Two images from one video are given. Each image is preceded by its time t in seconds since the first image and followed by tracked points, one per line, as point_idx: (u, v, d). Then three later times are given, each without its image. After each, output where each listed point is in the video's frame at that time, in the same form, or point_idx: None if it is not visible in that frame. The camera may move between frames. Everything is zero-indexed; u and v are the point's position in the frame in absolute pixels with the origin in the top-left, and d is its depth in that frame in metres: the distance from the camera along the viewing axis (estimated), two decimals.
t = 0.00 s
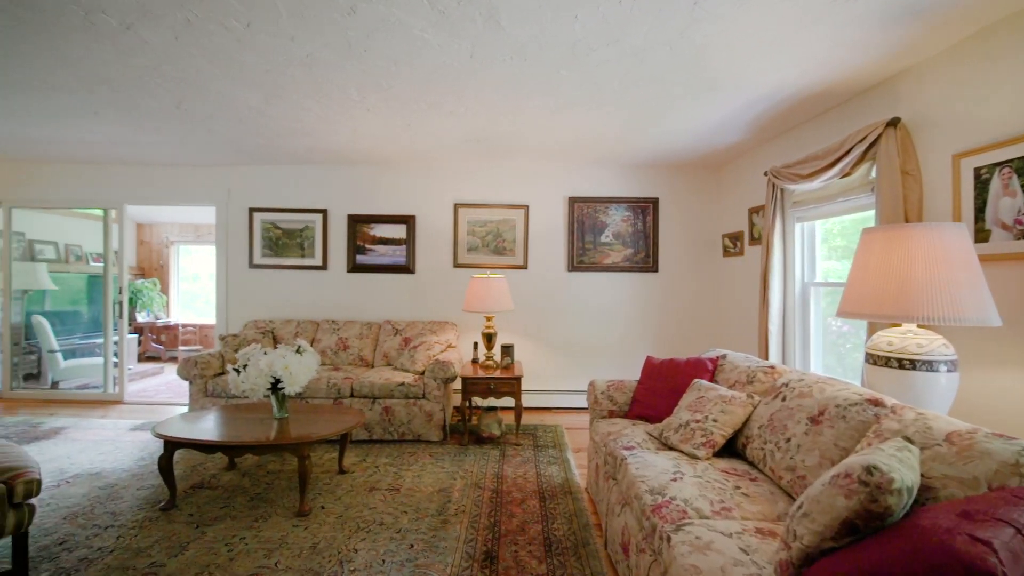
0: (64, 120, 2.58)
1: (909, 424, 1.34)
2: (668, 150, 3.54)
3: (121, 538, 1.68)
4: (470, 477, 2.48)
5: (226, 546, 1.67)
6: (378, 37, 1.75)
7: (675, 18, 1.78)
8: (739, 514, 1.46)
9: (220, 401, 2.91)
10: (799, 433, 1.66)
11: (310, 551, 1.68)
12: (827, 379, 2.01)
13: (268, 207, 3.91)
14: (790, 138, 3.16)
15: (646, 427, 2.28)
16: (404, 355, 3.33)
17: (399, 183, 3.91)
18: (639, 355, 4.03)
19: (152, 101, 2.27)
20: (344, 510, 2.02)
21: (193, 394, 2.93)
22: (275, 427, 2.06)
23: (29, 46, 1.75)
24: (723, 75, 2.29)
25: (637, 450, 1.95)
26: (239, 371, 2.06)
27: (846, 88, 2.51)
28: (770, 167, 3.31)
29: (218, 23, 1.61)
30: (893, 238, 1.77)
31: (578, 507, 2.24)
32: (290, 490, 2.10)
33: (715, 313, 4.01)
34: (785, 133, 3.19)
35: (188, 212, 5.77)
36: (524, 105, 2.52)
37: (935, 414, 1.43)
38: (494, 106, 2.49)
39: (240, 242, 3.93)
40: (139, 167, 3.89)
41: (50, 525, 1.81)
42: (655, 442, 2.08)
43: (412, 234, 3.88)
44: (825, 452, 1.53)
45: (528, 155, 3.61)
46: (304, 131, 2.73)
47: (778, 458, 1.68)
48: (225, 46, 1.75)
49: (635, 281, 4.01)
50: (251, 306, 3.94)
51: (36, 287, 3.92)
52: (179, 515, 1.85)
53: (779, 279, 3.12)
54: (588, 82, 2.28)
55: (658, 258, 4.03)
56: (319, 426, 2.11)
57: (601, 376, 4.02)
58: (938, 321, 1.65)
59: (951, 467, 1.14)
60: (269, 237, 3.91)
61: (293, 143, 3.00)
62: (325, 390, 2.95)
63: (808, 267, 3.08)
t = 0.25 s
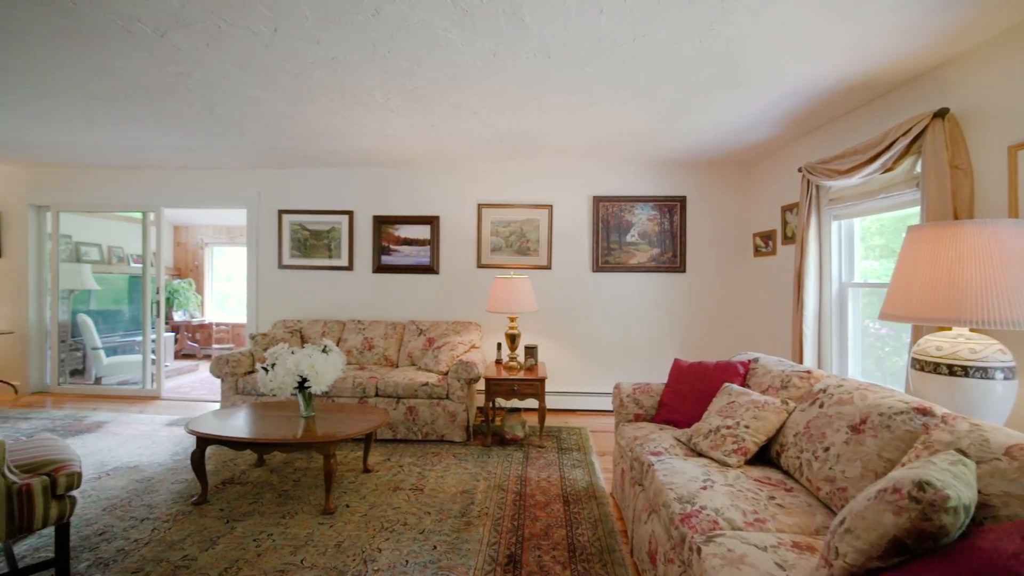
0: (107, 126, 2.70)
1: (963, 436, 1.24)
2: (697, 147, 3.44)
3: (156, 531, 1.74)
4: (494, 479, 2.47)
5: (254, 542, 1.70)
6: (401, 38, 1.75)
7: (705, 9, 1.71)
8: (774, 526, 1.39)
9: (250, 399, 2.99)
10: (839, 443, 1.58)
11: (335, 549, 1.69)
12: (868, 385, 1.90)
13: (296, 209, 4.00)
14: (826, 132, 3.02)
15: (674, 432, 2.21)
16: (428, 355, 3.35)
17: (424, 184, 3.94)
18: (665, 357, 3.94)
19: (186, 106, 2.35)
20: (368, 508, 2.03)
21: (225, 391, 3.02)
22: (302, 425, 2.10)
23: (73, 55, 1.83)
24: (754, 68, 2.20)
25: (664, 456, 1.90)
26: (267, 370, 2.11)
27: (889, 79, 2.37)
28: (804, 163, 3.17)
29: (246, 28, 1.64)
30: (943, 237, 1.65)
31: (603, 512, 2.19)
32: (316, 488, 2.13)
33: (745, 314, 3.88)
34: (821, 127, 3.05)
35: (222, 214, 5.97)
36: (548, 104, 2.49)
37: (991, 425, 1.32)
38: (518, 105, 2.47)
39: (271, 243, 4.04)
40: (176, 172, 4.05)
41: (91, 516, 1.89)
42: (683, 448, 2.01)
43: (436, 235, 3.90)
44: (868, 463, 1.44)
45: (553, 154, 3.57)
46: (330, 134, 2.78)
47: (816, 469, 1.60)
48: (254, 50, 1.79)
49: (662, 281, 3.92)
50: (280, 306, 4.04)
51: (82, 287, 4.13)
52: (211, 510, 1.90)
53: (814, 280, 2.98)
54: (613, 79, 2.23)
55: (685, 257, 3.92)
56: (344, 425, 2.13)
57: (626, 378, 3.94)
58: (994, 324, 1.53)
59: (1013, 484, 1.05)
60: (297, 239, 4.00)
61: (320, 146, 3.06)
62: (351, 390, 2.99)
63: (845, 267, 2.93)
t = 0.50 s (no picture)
0: (146, 133, 2.82)
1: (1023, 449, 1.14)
2: (726, 144, 3.33)
3: (189, 524, 1.80)
4: (517, 481, 2.45)
5: (281, 538, 1.73)
6: (424, 38, 1.75)
7: None
8: (812, 539, 1.32)
9: (279, 396, 3.07)
10: (881, 452, 1.49)
11: (359, 548, 1.71)
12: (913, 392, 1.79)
13: (323, 211, 4.08)
14: (865, 125, 2.87)
15: (703, 437, 2.14)
16: (451, 355, 3.36)
17: (447, 184, 3.96)
18: (693, 360, 3.84)
19: (218, 111, 2.43)
20: (392, 507, 2.05)
21: (255, 389, 3.10)
22: (328, 423, 2.13)
23: (113, 64, 1.91)
24: (788, 59, 2.11)
25: (693, 462, 1.84)
26: (294, 369, 2.15)
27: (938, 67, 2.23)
28: (842, 157, 3.03)
29: (274, 33, 1.67)
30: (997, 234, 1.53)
31: (629, 517, 2.14)
32: (341, 486, 2.15)
33: (778, 316, 3.75)
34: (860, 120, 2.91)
35: (254, 216, 6.16)
36: (572, 101, 2.45)
37: None
38: (541, 103, 2.45)
39: (299, 244, 4.14)
40: (210, 176, 4.20)
41: (129, 507, 1.96)
42: (712, 454, 1.95)
43: (460, 235, 3.92)
44: (914, 475, 1.35)
45: (577, 152, 3.53)
46: (356, 136, 2.82)
47: (856, 479, 1.51)
48: (282, 55, 1.83)
49: (689, 281, 3.82)
50: (308, 305, 4.13)
51: (123, 287, 4.33)
52: (240, 505, 1.95)
53: (852, 280, 2.84)
54: (639, 74, 2.17)
55: (714, 257, 3.81)
56: (369, 425, 2.15)
57: (652, 380, 3.86)
58: None
59: None
60: (325, 240, 4.09)
61: (346, 148, 3.11)
62: (375, 389, 3.03)
63: (886, 266, 2.78)
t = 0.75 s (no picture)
0: (181, 138, 2.93)
1: None
2: (757, 139, 3.22)
3: (220, 518, 1.85)
4: (540, 483, 2.43)
5: (307, 534, 1.76)
6: (447, 37, 1.75)
7: None
8: (852, 555, 1.25)
9: (307, 394, 3.14)
10: (928, 464, 1.39)
11: (383, 547, 1.72)
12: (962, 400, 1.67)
13: (349, 212, 4.16)
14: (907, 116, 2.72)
15: (733, 443, 2.07)
16: (474, 356, 3.37)
17: (470, 185, 3.97)
18: (722, 362, 3.72)
19: (248, 115, 2.49)
20: (415, 507, 2.06)
21: (283, 387, 3.18)
22: (353, 422, 2.16)
23: (150, 72, 1.99)
24: (824, 50, 2.01)
25: (722, 469, 1.77)
26: (321, 368, 2.18)
27: (996, 52, 2.06)
28: (882, 151, 2.88)
29: (300, 37, 1.70)
30: None
31: (654, 524, 2.09)
32: (366, 484, 2.18)
33: (813, 317, 3.60)
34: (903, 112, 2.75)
35: (283, 218, 6.33)
36: (596, 98, 2.41)
37: None
38: (565, 100, 2.41)
39: (326, 245, 4.22)
40: (242, 180, 4.33)
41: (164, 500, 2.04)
42: (743, 460, 1.88)
43: (483, 235, 3.92)
44: (965, 489, 1.26)
45: (601, 151, 3.48)
46: (380, 138, 2.85)
47: (900, 492, 1.42)
48: (308, 58, 1.86)
49: (718, 281, 3.71)
50: (335, 305, 4.22)
51: (161, 287, 4.51)
52: (268, 500, 1.99)
53: (893, 280, 2.70)
54: (666, 68, 2.12)
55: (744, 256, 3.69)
56: (393, 424, 2.17)
57: (679, 383, 3.77)
58: None
59: None
60: (351, 241, 4.16)
61: (371, 150, 3.16)
62: (400, 388, 3.05)
63: (930, 265, 2.62)
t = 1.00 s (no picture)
0: (214, 143, 3.03)
1: None
2: (788, 134, 3.10)
3: (247, 514, 1.89)
4: (563, 486, 2.39)
5: (331, 532, 1.78)
6: (469, 36, 1.74)
7: None
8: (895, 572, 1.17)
9: (332, 393, 3.19)
10: (980, 478, 1.30)
11: (405, 547, 1.73)
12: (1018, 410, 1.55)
13: (374, 213, 4.22)
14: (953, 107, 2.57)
15: (764, 450, 1.99)
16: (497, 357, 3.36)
17: (493, 185, 3.97)
18: (752, 366, 3.60)
19: (277, 119, 2.55)
20: (438, 508, 2.06)
21: (310, 385, 3.25)
22: (376, 421, 2.18)
23: (183, 78, 2.05)
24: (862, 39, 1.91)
25: (753, 477, 1.71)
26: (345, 367, 2.21)
27: None
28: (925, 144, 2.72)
29: (325, 40, 1.73)
30: None
31: (681, 531, 2.03)
32: (389, 484, 2.20)
33: (850, 319, 3.44)
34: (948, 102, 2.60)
35: (310, 219, 6.48)
36: (620, 95, 2.37)
37: None
38: (588, 98, 2.38)
39: (352, 246, 4.29)
40: (271, 183, 4.45)
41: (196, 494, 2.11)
42: (775, 468, 1.80)
43: (505, 235, 3.91)
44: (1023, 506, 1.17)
45: (625, 149, 3.42)
46: (404, 139, 2.88)
47: (949, 507, 1.33)
48: (333, 61, 1.89)
49: (747, 282, 3.59)
50: (361, 305, 4.28)
51: (195, 287, 4.68)
52: (294, 497, 2.03)
53: (938, 281, 2.55)
54: (693, 62, 2.05)
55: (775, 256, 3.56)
56: (416, 424, 2.18)
57: (706, 386, 3.67)
58: None
59: None
60: (375, 242, 4.22)
61: (395, 151, 3.19)
62: (423, 387, 3.07)
63: (979, 265, 2.46)
